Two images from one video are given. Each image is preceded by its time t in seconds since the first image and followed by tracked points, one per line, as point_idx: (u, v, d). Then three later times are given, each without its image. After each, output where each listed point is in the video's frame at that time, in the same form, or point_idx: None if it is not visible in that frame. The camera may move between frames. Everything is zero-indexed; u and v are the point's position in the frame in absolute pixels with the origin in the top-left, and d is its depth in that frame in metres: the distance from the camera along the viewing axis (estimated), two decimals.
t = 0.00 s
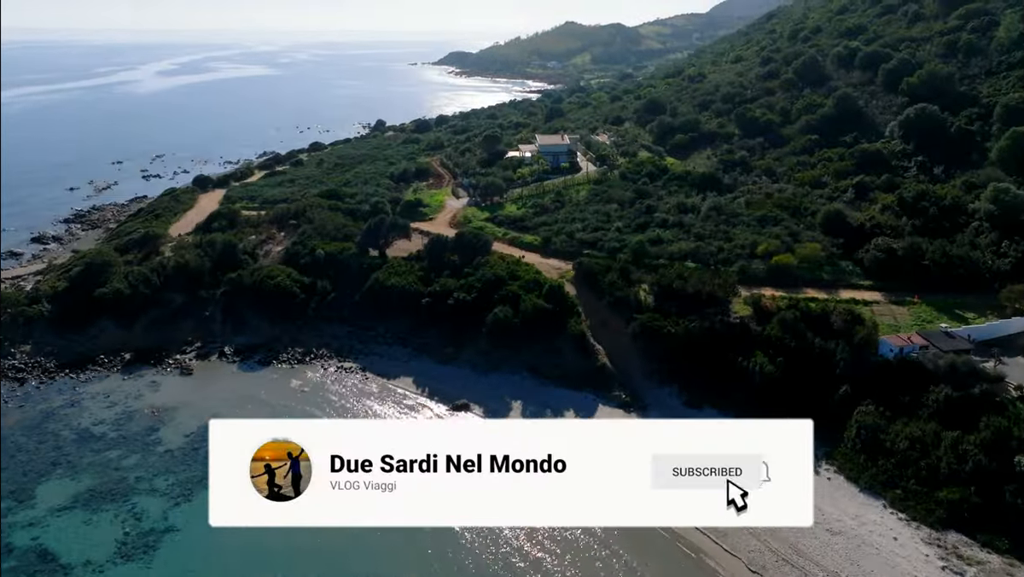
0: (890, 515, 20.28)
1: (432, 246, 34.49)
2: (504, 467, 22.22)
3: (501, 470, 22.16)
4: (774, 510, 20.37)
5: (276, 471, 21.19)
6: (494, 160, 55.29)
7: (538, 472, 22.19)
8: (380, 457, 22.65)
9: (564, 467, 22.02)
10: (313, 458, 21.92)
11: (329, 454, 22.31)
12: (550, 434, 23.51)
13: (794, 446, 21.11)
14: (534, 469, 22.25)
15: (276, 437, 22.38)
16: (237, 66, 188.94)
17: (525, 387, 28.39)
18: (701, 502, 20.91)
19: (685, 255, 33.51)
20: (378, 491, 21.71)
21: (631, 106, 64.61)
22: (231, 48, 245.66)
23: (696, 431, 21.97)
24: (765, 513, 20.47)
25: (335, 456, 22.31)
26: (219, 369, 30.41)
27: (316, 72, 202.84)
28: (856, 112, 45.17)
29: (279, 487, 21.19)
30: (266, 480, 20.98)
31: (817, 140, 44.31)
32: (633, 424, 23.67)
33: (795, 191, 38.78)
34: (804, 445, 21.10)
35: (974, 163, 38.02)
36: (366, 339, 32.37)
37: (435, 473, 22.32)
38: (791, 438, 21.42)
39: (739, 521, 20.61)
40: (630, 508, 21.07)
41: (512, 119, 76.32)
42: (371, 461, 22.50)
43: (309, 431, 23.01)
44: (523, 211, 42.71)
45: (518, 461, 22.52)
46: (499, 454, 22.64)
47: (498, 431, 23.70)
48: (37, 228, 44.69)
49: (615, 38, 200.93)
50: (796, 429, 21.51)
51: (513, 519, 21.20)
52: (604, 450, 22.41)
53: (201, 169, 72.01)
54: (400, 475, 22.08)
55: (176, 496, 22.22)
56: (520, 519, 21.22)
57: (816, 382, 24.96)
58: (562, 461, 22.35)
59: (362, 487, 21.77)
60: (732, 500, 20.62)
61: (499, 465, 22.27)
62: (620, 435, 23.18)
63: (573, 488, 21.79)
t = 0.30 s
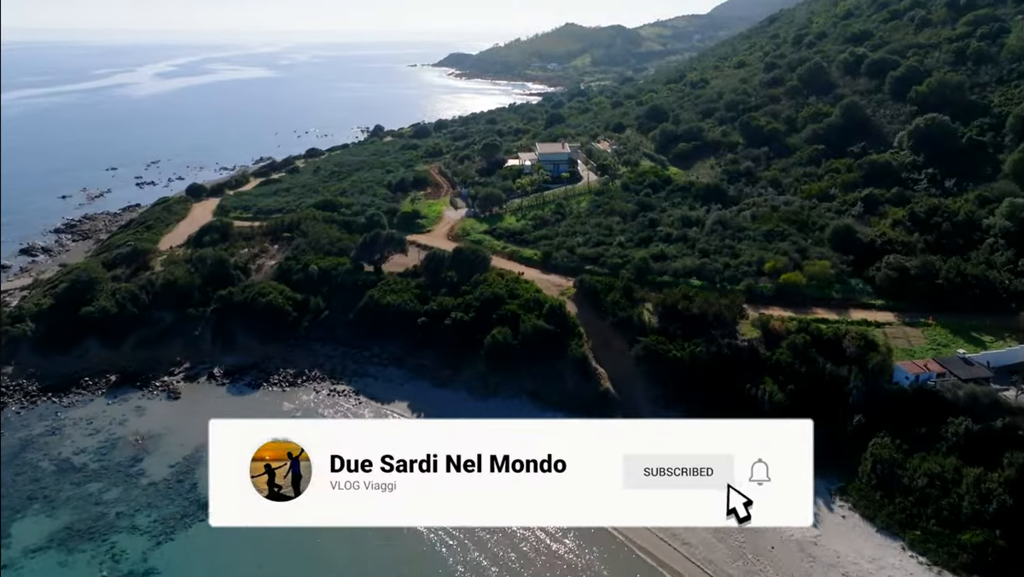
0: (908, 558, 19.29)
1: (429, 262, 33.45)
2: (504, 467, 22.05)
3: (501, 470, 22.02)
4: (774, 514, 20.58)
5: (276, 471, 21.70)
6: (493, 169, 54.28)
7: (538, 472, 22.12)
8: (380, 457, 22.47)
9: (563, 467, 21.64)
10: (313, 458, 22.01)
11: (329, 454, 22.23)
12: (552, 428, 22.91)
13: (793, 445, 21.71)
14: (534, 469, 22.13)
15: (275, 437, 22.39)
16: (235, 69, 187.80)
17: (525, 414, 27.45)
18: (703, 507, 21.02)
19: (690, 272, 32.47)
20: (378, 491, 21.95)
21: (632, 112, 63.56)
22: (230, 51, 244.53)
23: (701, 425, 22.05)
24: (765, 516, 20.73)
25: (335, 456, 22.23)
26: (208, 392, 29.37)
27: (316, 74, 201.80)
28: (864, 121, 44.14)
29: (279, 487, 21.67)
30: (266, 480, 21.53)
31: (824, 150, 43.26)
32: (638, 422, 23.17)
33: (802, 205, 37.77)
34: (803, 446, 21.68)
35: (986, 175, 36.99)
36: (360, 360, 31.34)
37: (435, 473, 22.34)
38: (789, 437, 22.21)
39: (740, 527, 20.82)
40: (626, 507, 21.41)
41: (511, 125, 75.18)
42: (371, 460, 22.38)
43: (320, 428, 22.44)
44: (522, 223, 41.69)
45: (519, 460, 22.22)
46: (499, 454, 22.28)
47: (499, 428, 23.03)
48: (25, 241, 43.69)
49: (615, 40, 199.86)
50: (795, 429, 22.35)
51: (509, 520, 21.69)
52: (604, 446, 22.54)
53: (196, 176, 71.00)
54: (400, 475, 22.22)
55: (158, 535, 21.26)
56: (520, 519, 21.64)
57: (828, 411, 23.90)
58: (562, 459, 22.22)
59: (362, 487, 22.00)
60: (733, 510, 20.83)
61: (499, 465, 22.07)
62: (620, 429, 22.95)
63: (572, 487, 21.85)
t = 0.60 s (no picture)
0: None
1: (425, 280, 32.50)
2: (504, 467, 23.05)
3: (501, 471, 23.04)
4: (798, 514, 21.14)
5: (276, 472, 22.28)
6: (492, 179, 53.28)
7: (538, 472, 23.08)
8: (380, 457, 23.74)
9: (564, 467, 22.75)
10: (313, 458, 22.89)
11: (329, 454, 23.27)
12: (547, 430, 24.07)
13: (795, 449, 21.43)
14: (534, 469, 23.09)
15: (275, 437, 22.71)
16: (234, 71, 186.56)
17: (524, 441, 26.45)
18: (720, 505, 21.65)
19: (694, 291, 31.48)
20: (378, 492, 23.11)
21: (634, 119, 62.54)
22: (228, 53, 243.38)
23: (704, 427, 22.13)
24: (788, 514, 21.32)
25: (335, 456, 23.31)
26: (196, 418, 28.38)
27: (314, 76, 200.55)
28: (872, 132, 43.15)
29: (279, 486, 22.37)
30: (266, 481, 22.13)
31: (831, 161, 42.27)
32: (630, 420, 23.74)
33: (809, 219, 36.80)
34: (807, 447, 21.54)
35: (999, 190, 35.97)
36: (355, 383, 30.35)
37: (435, 473, 23.38)
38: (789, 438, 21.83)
39: (765, 527, 21.30)
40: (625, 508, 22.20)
41: (511, 132, 74.13)
42: (371, 461, 23.65)
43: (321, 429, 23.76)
44: (522, 236, 40.69)
45: (519, 461, 23.19)
46: (499, 455, 23.27)
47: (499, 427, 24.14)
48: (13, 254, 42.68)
49: (616, 43, 199.00)
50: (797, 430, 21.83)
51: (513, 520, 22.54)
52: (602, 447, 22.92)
53: (191, 183, 69.97)
54: (400, 475, 23.26)
55: None
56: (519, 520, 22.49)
57: (841, 443, 23.01)
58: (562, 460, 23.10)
59: (362, 487, 23.08)
60: (756, 509, 21.36)
61: (499, 465, 23.07)
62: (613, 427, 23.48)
63: (572, 487, 22.86)
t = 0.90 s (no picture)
0: None
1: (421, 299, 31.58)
2: (504, 468, 22.41)
3: (501, 471, 22.44)
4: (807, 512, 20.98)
5: (276, 472, 21.87)
6: (491, 188, 52.31)
7: (538, 472, 22.52)
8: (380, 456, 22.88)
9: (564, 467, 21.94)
10: (313, 459, 22.15)
11: (329, 454, 22.32)
12: (547, 425, 23.36)
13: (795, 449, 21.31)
14: (534, 468, 22.49)
15: (276, 436, 21.94)
16: (232, 75, 185.67)
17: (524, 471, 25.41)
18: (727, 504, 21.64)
19: (699, 311, 30.51)
20: (378, 491, 22.93)
21: (636, 127, 61.56)
22: (227, 56, 242.25)
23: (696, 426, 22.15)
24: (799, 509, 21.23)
25: (335, 456, 22.39)
26: (183, 445, 27.33)
27: (313, 78, 199.51)
28: (880, 143, 42.15)
29: (279, 486, 22.08)
30: (266, 480, 21.84)
31: (838, 173, 41.27)
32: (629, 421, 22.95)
33: (816, 234, 35.85)
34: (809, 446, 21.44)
35: (1012, 205, 34.93)
36: (349, 407, 29.36)
37: (435, 474, 22.91)
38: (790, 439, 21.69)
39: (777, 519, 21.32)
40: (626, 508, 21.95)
41: (510, 138, 73.13)
42: (371, 461, 22.84)
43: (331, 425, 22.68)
44: (522, 250, 39.73)
45: (519, 461, 22.49)
46: (500, 455, 22.35)
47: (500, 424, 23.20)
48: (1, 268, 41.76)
49: (616, 45, 197.96)
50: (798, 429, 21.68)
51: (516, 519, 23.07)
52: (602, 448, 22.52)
53: (186, 191, 68.99)
54: (400, 475, 22.92)
55: None
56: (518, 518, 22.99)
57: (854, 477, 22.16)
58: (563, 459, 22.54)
59: (362, 488, 22.82)
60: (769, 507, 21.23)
61: (499, 466, 22.37)
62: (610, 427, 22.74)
63: (572, 487, 22.45)
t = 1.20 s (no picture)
0: None
1: (417, 320, 30.65)
2: (504, 468, 23.28)
3: (501, 471, 23.32)
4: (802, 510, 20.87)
5: (277, 472, 22.72)
6: (490, 199, 51.27)
7: (538, 472, 23.25)
8: (380, 456, 23.60)
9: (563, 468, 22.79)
10: (314, 459, 22.97)
11: (329, 454, 23.22)
12: (546, 426, 23.80)
13: (794, 449, 21.24)
14: (534, 470, 23.27)
15: (275, 436, 22.64)
16: (230, 78, 184.55)
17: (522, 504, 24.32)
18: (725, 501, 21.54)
19: (704, 333, 29.52)
20: (379, 491, 23.92)
21: (638, 134, 60.55)
22: (226, 58, 241.10)
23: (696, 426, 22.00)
24: (799, 508, 21.01)
25: (335, 456, 23.27)
26: (170, 475, 26.29)
27: (312, 80, 198.34)
28: (888, 154, 41.17)
29: (279, 486, 22.91)
30: (266, 480, 22.69)
31: (845, 185, 40.27)
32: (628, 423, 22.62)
33: (824, 251, 34.88)
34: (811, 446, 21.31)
35: None
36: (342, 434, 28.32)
37: (435, 473, 23.77)
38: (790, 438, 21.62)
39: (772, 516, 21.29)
40: (622, 507, 22.43)
41: (510, 145, 72.12)
42: (372, 461, 23.62)
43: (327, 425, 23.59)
44: (522, 266, 38.77)
45: (519, 461, 23.32)
46: (499, 454, 23.27)
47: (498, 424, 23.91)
48: None
49: (617, 47, 197.02)
50: (798, 428, 21.54)
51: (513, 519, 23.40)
52: (600, 449, 22.64)
53: (181, 199, 67.96)
54: (400, 475, 23.80)
55: None
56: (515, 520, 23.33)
57: (869, 517, 21.10)
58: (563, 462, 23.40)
59: (363, 487, 23.75)
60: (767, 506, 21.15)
61: (499, 466, 23.26)
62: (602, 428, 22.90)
63: (571, 488, 22.92)
